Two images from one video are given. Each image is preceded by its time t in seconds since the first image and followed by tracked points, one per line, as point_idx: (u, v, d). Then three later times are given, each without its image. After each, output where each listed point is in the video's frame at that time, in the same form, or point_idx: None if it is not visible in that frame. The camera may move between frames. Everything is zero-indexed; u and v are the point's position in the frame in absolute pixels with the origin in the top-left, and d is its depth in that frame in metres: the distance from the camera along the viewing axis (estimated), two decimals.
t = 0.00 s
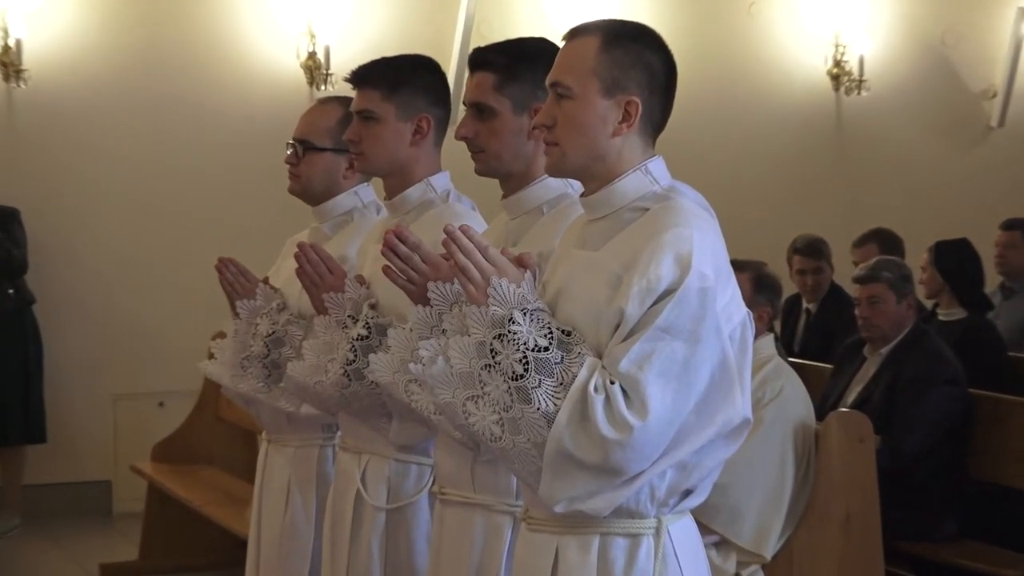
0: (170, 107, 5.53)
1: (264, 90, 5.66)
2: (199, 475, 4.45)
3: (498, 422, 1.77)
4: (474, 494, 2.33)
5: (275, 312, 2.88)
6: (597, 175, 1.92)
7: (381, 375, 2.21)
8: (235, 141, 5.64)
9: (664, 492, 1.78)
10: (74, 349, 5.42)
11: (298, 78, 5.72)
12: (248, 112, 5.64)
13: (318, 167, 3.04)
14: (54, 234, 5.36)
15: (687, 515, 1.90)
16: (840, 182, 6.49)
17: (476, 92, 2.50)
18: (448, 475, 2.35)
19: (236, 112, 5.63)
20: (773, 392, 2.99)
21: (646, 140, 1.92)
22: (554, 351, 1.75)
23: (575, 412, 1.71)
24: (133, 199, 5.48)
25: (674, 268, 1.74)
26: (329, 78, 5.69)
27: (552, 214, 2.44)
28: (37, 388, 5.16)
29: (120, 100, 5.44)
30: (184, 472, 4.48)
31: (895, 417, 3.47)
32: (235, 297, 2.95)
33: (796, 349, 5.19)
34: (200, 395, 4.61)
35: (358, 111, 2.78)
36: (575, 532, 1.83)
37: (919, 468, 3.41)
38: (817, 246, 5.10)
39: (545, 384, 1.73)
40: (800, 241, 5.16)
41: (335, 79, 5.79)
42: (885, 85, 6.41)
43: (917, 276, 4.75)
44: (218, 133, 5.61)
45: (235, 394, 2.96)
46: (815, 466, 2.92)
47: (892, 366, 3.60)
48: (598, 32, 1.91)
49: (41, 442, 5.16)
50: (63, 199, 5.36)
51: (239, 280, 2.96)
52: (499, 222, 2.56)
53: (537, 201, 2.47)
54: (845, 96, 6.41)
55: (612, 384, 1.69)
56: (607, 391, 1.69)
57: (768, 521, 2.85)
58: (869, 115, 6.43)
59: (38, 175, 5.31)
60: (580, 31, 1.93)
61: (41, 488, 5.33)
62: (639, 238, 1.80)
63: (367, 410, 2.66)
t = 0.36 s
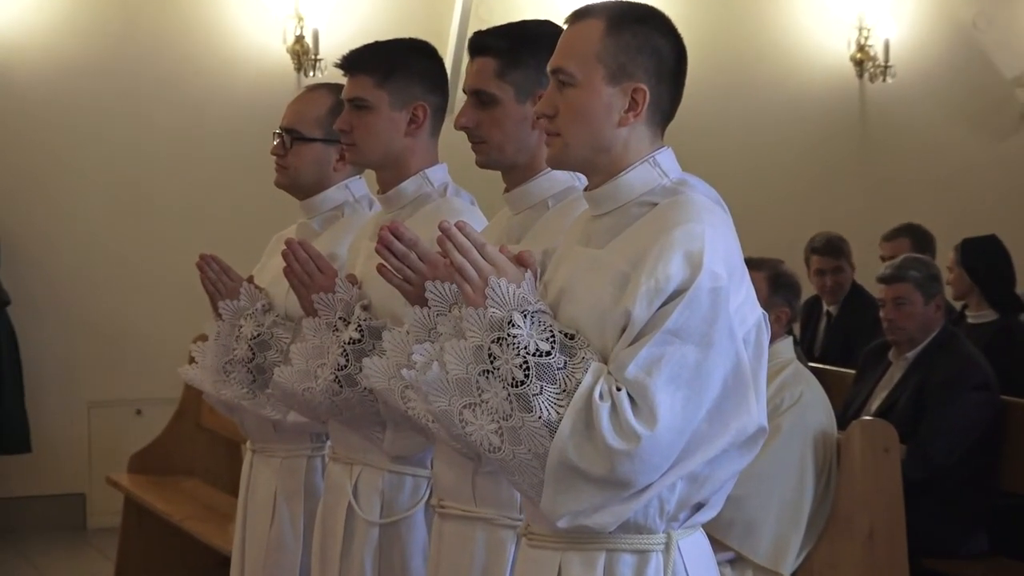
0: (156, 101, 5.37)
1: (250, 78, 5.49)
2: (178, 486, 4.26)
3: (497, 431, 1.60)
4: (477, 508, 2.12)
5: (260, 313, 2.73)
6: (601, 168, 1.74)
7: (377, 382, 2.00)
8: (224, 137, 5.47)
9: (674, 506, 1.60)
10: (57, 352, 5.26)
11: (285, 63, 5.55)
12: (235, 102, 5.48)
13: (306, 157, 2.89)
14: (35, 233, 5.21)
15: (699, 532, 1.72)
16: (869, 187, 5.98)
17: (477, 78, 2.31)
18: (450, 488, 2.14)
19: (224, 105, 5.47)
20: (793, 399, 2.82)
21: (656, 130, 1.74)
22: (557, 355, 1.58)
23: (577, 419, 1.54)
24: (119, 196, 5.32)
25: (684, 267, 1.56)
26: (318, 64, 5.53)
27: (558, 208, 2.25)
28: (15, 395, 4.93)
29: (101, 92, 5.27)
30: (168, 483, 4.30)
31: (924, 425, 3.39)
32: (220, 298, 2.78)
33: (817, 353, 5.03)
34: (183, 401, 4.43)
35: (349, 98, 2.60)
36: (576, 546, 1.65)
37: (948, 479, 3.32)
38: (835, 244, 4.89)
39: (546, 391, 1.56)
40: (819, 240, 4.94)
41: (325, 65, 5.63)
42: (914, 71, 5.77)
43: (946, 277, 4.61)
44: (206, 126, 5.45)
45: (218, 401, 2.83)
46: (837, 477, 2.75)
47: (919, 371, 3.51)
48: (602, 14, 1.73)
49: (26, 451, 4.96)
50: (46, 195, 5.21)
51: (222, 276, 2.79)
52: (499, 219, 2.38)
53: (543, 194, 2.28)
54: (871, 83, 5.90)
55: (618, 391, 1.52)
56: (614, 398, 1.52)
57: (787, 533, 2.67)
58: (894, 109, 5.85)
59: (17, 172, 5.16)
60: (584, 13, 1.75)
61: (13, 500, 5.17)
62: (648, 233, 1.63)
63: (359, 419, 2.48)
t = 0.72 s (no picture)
0: (154, 101, 5.35)
1: (251, 77, 5.48)
2: (176, 486, 4.25)
3: (495, 433, 1.59)
4: (479, 508, 2.11)
5: (259, 312, 2.72)
6: (599, 168, 1.72)
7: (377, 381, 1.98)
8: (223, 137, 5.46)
9: (671, 507, 1.59)
10: (55, 353, 5.24)
11: (282, 61, 5.53)
12: (234, 101, 5.46)
13: (304, 156, 2.88)
14: (32, 234, 5.19)
15: (699, 534, 1.71)
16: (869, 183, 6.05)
17: (479, 77, 2.30)
18: (452, 489, 2.12)
19: (223, 104, 5.45)
20: (795, 399, 2.80)
21: (652, 128, 1.72)
22: (555, 356, 1.56)
23: (575, 420, 1.52)
24: (117, 195, 5.30)
25: (682, 267, 1.55)
26: (316, 63, 5.50)
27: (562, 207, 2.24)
28: (16, 398, 4.90)
29: (99, 91, 5.26)
30: (166, 484, 4.28)
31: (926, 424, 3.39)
32: (218, 298, 2.76)
33: (818, 353, 5.03)
34: (182, 402, 4.42)
35: (349, 97, 2.58)
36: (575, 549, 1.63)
37: (949, 478, 3.30)
38: (839, 243, 4.86)
39: (544, 392, 1.54)
40: (823, 239, 4.89)
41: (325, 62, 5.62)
42: (916, 72, 5.77)
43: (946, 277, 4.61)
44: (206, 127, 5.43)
45: (216, 401, 2.81)
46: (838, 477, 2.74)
47: (920, 372, 3.51)
48: (599, 13, 1.71)
49: (21, 455, 4.92)
50: (44, 195, 5.19)
51: (218, 276, 2.77)
52: (501, 218, 2.36)
53: (545, 192, 2.27)
54: (871, 82, 5.95)
55: (616, 392, 1.51)
56: (612, 399, 1.51)
57: (788, 534, 2.66)
58: (897, 105, 5.88)
59: (14, 172, 5.14)
60: (581, 11, 1.73)
61: (11, 500, 5.15)
62: (645, 234, 1.62)
63: (358, 419, 2.47)
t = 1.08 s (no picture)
0: (152, 101, 5.34)
1: (252, 75, 5.49)
2: (177, 485, 4.25)
3: (493, 432, 1.58)
4: (483, 506, 2.11)
5: (260, 311, 2.72)
6: (597, 166, 1.72)
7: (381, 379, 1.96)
8: (222, 136, 5.46)
9: (670, 506, 1.59)
10: (55, 353, 5.24)
11: (283, 59, 5.53)
12: (235, 100, 5.47)
13: (305, 155, 2.88)
14: (33, 233, 5.19)
15: (699, 531, 1.71)
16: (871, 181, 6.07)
17: (482, 76, 2.30)
18: (457, 487, 2.12)
19: (222, 104, 5.45)
20: (795, 398, 2.80)
21: (649, 127, 1.72)
22: (553, 356, 1.56)
23: (574, 419, 1.52)
24: (118, 194, 5.30)
25: (681, 267, 1.55)
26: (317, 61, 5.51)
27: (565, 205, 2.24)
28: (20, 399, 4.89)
29: (101, 90, 5.25)
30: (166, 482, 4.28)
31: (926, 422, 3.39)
32: (219, 296, 2.77)
33: (818, 351, 5.05)
34: (182, 401, 4.42)
35: (351, 96, 2.58)
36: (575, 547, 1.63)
37: (949, 477, 3.32)
38: (839, 241, 4.87)
39: (543, 392, 1.54)
40: (824, 236, 4.90)
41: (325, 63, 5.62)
42: (917, 73, 5.83)
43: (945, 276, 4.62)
44: (205, 126, 5.43)
45: (216, 400, 2.81)
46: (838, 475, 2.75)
47: (920, 371, 3.51)
48: (597, 11, 1.71)
49: (26, 459, 4.89)
50: (44, 194, 5.18)
51: (219, 275, 2.78)
52: (503, 217, 2.36)
53: (548, 191, 2.27)
54: (872, 81, 5.96)
55: (615, 391, 1.51)
56: (612, 398, 1.51)
57: (788, 533, 2.66)
58: (896, 103, 5.93)
59: (12, 172, 5.13)
60: (578, 9, 1.73)
61: (14, 498, 5.14)
62: (644, 233, 1.62)
63: (357, 418, 2.47)
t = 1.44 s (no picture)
0: (153, 101, 5.35)
1: (252, 74, 5.49)
2: (178, 484, 4.25)
3: (492, 431, 1.58)
4: (484, 505, 2.11)
5: (261, 309, 2.72)
6: (596, 165, 1.72)
7: (380, 378, 1.95)
8: (223, 136, 5.46)
9: (669, 505, 1.59)
10: (56, 352, 5.24)
11: (284, 59, 5.54)
12: (235, 99, 5.47)
13: (306, 154, 2.88)
14: (34, 233, 5.19)
15: (699, 531, 1.71)
16: (872, 180, 6.06)
17: (484, 75, 2.30)
18: (458, 486, 2.13)
19: (223, 104, 5.45)
20: (795, 397, 2.81)
21: (649, 125, 1.72)
22: (552, 355, 1.56)
23: (574, 418, 1.52)
24: (118, 193, 5.30)
25: (680, 266, 1.55)
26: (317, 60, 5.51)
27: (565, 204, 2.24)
28: (22, 399, 4.89)
29: (100, 90, 5.26)
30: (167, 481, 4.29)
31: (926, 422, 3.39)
32: (220, 295, 2.77)
33: (818, 350, 5.05)
34: (182, 400, 4.42)
35: (352, 94, 2.58)
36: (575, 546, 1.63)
37: (949, 476, 3.32)
38: (838, 240, 4.88)
39: (542, 391, 1.54)
40: (824, 235, 4.91)
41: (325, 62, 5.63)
42: (918, 73, 5.80)
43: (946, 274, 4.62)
44: (206, 126, 5.43)
45: (217, 398, 2.81)
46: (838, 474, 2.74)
47: (921, 370, 3.51)
48: (596, 10, 1.71)
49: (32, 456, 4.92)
50: (44, 194, 5.19)
51: (219, 274, 2.78)
52: (504, 216, 2.36)
53: (549, 190, 2.27)
54: (872, 80, 5.94)
55: (614, 390, 1.51)
56: (612, 396, 1.51)
57: (788, 533, 2.66)
58: (896, 103, 5.90)
59: (13, 172, 5.13)
60: (578, 8, 1.73)
61: (16, 497, 5.15)
62: (644, 233, 1.62)
63: (357, 417, 2.47)
